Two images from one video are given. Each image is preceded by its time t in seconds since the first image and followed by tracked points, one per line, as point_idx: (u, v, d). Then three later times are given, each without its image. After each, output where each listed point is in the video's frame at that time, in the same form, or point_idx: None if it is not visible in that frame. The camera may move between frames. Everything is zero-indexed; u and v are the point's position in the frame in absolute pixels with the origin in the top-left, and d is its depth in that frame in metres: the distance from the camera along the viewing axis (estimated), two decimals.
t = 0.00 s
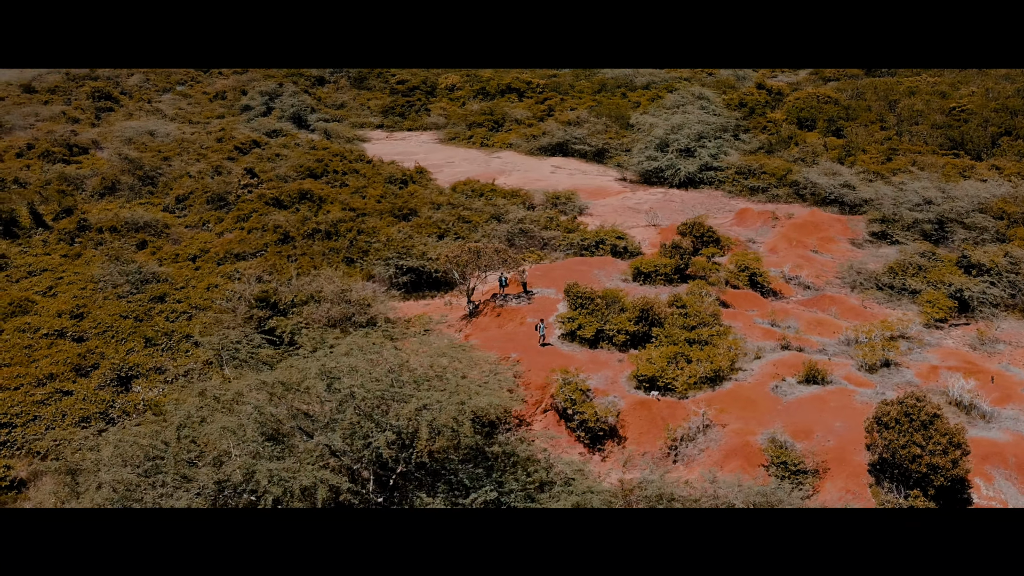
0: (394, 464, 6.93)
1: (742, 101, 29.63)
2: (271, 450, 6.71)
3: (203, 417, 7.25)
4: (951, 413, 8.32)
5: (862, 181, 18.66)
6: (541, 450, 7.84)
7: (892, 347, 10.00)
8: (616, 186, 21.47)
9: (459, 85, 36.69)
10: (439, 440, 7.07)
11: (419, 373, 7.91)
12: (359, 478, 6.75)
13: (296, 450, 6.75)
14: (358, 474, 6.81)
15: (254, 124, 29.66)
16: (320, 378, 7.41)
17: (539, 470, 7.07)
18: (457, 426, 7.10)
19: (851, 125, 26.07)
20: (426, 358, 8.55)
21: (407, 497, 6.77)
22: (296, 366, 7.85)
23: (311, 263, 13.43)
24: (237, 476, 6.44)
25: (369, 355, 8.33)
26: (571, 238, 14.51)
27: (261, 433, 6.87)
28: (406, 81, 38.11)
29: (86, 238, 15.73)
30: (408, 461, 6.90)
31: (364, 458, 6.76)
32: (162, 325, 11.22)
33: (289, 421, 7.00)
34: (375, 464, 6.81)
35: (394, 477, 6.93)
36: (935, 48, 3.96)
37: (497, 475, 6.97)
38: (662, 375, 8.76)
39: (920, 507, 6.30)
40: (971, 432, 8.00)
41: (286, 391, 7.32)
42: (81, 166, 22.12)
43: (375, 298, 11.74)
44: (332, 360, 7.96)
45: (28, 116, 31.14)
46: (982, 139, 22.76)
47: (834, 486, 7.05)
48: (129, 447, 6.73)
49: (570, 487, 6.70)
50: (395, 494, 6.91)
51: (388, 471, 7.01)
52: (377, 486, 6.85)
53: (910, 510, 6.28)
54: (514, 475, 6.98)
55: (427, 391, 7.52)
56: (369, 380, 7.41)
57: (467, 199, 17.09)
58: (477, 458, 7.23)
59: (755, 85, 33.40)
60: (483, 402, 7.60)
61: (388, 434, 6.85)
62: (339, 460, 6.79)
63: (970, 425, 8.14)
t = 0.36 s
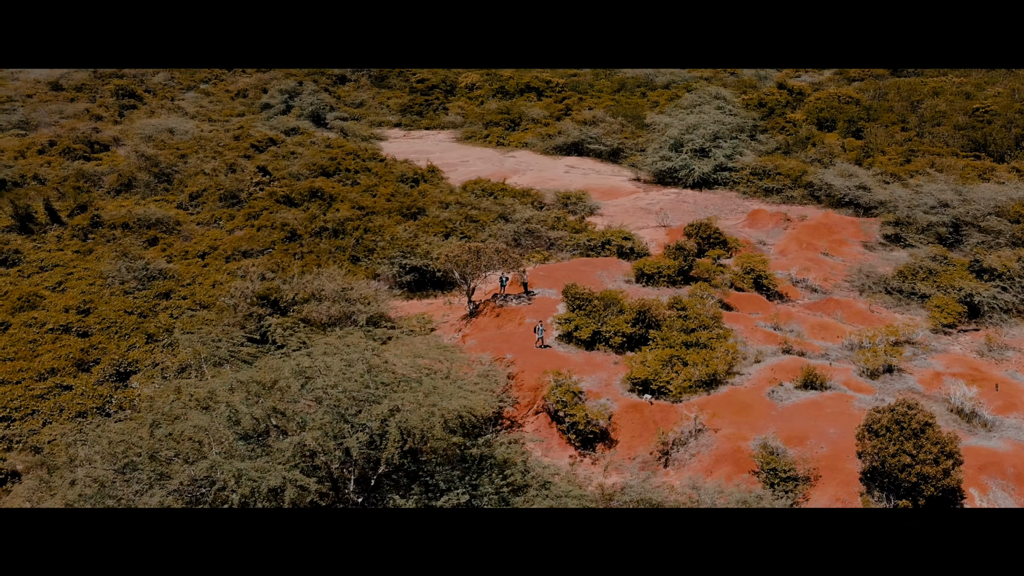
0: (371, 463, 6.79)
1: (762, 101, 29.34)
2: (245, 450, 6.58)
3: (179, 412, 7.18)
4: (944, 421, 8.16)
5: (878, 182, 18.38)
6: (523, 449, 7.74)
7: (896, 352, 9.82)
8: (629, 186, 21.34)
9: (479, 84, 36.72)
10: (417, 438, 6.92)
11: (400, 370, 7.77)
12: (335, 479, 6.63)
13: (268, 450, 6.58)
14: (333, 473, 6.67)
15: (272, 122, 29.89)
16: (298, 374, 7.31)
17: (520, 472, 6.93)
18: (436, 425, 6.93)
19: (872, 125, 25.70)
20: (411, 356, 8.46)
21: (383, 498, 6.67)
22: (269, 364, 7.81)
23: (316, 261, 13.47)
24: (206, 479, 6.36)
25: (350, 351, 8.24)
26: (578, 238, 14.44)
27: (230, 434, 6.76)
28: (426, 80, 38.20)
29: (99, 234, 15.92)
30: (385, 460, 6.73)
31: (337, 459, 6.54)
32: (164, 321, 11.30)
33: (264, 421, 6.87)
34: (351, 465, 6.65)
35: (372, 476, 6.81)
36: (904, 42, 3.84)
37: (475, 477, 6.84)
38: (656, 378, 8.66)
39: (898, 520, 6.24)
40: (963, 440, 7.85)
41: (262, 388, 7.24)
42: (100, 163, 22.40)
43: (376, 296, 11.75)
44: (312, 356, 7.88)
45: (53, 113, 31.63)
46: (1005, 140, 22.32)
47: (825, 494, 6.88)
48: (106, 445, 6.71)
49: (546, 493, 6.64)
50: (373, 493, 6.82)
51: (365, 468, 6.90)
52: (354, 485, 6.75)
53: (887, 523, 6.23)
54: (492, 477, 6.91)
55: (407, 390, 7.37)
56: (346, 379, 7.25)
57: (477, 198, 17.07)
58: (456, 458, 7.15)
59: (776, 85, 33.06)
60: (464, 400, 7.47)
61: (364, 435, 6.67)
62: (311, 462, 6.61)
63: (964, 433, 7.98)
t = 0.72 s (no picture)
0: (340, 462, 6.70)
1: (785, 101, 28.96)
2: (214, 447, 6.50)
3: (152, 409, 7.14)
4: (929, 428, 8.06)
5: (897, 185, 18.04)
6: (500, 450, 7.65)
7: (899, 359, 9.61)
8: (644, 186, 21.16)
9: (500, 82, 36.69)
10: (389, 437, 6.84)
11: (375, 369, 7.72)
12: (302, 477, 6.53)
13: (236, 447, 6.50)
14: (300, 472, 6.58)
15: (293, 120, 30.11)
16: (270, 376, 7.31)
17: (494, 470, 6.85)
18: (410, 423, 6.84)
19: (896, 126, 25.24)
20: (394, 357, 8.43)
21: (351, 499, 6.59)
22: (243, 363, 7.77)
23: (322, 259, 13.51)
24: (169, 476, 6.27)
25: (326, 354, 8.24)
26: (585, 239, 14.34)
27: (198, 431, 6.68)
28: (448, 78, 38.23)
29: (113, 230, 16.11)
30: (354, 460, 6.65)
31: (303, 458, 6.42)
32: (167, 317, 11.40)
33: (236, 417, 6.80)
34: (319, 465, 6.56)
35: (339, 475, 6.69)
36: (865, 48, 3.72)
37: (446, 475, 6.75)
38: (649, 381, 8.54)
39: (879, 521, 6.08)
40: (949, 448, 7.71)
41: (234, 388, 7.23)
42: (121, 160, 22.70)
43: (378, 295, 11.76)
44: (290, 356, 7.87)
45: (80, 110, 32.17)
46: None
47: (813, 503, 6.75)
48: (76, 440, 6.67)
49: (519, 492, 6.57)
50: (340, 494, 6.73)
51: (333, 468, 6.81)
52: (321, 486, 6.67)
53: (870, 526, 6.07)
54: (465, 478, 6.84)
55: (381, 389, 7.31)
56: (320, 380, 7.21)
57: (487, 197, 17.02)
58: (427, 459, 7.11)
59: (800, 85, 32.63)
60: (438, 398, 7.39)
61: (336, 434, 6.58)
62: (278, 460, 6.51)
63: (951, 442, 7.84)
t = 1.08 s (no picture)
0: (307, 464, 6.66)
1: (808, 101, 28.55)
2: (184, 445, 6.50)
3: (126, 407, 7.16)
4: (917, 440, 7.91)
5: (917, 187, 17.69)
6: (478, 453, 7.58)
7: (902, 366, 9.38)
8: (660, 187, 20.98)
9: (522, 81, 36.62)
10: (356, 439, 6.80)
11: (349, 370, 7.68)
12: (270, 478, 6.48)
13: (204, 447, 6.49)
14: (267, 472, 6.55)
15: (315, 118, 30.33)
16: (244, 375, 7.30)
17: (464, 473, 6.79)
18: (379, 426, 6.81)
19: (921, 127, 24.76)
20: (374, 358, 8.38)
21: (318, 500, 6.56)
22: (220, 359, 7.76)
23: (328, 257, 13.55)
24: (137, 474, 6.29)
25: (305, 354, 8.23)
26: (593, 240, 14.24)
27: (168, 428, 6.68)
28: (471, 77, 38.24)
29: (127, 227, 16.32)
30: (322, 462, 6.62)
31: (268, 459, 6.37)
32: (170, 313, 11.52)
33: (208, 415, 6.81)
34: (287, 467, 6.51)
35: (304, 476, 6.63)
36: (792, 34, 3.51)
37: (414, 479, 6.70)
38: (640, 385, 8.42)
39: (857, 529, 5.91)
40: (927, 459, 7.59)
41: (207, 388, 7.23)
42: (142, 156, 23.01)
43: (380, 294, 11.77)
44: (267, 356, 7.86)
45: (108, 107, 32.70)
46: None
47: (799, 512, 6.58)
48: (51, 437, 6.71)
49: (490, 495, 6.49)
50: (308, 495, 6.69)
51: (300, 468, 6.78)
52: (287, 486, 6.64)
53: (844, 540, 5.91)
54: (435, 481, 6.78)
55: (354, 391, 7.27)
56: (291, 381, 7.20)
57: (499, 196, 16.97)
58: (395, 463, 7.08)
59: (826, 85, 32.14)
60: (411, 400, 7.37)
61: (306, 434, 6.54)
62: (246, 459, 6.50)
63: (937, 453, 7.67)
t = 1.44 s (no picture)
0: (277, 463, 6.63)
1: (831, 101, 28.16)
2: (157, 444, 6.51)
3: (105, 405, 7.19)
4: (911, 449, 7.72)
5: (935, 190, 17.36)
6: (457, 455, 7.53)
7: (904, 373, 9.18)
8: (674, 188, 20.80)
9: (543, 80, 36.52)
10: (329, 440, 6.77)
11: (327, 371, 7.65)
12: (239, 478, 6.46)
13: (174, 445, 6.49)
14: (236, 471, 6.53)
15: (334, 117, 30.49)
16: (221, 375, 7.29)
17: (436, 476, 6.73)
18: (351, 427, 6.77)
19: (945, 128, 24.31)
20: (357, 358, 8.36)
21: (286, 501, 6.52)
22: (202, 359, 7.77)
23: (333, 256, 13.58)
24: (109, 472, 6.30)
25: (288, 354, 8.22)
26: (599, 241, 14.14)
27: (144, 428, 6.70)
28: (491, 75, 38.21)
29: (140, 223, 16.50)
30: (291, 462, 6.58)
31: (236, 458, 6.34)
32: (173, 310, 11.61)
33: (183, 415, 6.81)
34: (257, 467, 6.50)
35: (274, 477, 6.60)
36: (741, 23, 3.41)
37: (385, 480, 6.65)
38: (632, 389, 8.33)
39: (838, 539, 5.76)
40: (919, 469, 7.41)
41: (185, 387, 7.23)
42: (161, 154, 23.28)
43: (382, 293, 11.79)
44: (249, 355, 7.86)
45: (133, 105, 33.14)
46: None
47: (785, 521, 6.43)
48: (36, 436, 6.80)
49: (463, 498, 6.43)
50: (277, 496, 6.67)
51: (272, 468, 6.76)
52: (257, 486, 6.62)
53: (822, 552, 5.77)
54: (408, 483, 6.73)
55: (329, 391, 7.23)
56: (269, 383, 7.20)
57: (508, 196, 16.92)
58: (368, 464, 7.03)
59: (850, 85, 31.67)
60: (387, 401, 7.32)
61: (275, 434, 6.51)
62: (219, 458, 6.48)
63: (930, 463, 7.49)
